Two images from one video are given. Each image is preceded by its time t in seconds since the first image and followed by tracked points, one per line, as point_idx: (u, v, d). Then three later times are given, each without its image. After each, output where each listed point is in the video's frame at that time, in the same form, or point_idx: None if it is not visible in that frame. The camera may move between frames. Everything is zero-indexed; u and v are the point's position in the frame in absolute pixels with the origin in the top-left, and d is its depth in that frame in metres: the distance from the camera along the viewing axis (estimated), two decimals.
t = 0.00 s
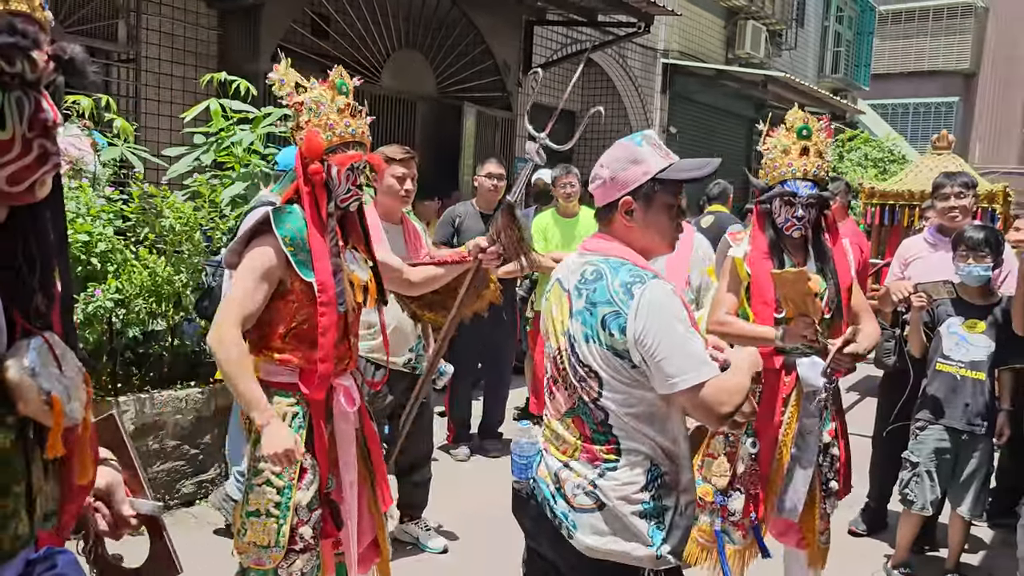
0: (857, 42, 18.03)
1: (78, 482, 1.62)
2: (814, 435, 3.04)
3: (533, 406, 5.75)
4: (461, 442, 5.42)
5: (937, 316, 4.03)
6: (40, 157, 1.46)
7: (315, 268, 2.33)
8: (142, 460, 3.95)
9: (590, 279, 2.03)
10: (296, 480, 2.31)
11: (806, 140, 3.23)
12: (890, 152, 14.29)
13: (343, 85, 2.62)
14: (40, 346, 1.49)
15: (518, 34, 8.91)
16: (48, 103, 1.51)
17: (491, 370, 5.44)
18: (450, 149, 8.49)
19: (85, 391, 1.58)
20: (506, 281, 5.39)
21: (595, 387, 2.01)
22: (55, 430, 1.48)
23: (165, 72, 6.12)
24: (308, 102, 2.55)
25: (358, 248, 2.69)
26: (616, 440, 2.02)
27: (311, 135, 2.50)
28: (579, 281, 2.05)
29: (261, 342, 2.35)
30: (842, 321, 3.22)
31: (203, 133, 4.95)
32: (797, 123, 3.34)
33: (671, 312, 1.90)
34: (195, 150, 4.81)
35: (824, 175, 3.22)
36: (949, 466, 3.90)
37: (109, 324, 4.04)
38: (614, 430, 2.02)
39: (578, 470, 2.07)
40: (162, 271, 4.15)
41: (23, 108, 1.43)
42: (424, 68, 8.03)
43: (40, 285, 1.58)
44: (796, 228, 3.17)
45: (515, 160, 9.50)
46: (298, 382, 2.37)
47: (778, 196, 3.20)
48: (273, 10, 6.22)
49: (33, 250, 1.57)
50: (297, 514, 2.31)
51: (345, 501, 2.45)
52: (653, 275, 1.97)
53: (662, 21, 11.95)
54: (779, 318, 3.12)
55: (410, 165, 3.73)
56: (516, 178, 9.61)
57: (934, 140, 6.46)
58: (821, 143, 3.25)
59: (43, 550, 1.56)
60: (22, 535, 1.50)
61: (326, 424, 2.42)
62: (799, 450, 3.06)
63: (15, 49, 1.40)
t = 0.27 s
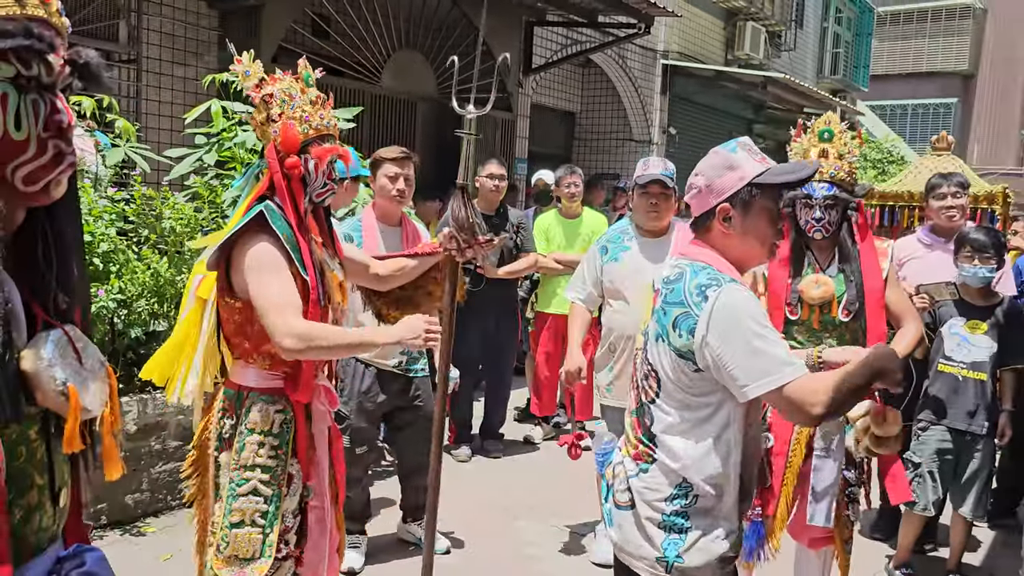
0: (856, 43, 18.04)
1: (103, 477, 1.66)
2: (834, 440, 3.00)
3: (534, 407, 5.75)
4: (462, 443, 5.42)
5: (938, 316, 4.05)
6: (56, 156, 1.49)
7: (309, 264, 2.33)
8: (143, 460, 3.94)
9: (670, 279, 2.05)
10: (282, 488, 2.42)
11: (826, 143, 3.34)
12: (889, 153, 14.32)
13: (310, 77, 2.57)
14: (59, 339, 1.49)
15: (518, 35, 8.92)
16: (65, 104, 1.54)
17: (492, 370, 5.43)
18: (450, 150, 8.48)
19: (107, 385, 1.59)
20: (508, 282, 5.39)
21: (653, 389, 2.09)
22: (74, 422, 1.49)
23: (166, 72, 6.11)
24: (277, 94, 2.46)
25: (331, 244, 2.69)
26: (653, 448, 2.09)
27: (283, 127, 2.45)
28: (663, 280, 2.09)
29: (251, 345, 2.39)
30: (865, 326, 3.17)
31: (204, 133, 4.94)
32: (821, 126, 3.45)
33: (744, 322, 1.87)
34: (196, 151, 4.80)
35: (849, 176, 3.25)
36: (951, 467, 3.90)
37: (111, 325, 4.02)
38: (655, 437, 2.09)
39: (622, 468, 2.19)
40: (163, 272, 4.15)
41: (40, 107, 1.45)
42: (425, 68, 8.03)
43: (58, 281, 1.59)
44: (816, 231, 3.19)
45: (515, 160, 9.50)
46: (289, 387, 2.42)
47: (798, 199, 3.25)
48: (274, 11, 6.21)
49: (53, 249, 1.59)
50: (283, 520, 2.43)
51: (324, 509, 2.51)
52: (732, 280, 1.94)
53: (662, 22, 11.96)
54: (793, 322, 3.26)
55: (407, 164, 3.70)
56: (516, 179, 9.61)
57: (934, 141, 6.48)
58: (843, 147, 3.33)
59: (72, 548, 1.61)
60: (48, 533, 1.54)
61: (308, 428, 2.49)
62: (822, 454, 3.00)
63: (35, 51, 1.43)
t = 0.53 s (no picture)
0: (850, 42, 18.09)
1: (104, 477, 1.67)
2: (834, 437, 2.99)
3: (529, 406, 5.76)
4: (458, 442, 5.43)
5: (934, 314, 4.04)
6: (57, 151, 1.49)
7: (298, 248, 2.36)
8: (139, 459, 3.94)
9: (762, 295, 2.16)
10: (277, 486, 2.42)
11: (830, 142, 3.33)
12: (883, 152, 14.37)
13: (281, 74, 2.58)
14: (59, 337, 1.50)
15: (513, 34, 8.93)
16: (65, 97, 1.54)
17: (489, 370, 5.45)
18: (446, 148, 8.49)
19: (105, 384, 1.61)
20: (504, 281, 5.40)
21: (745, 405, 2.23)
22: (73, 420, 1.50)
23: (161, 71, 6.10)
24: (248, 91, 2.47)
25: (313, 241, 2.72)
26: (744, 464, 2.22)
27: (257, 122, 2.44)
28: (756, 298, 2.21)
29: (240, 338, 2.40)
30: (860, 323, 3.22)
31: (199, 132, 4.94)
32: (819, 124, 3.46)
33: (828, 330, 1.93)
34: (191, 149, 4.80)
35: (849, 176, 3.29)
36: (946, 466, 3.93)
37: (106, 324, 4.02)
38: (746, 454, 2.22)
39: (720, 486, 2.32)
40: (159, 270, 4.16)
41: (43, 102, 1.46)
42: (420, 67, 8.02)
43: (57, 277, 1.59)
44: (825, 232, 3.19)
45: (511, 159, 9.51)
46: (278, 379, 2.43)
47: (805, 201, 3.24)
48: (269, 10, 6.18)
49: (51, 243, 1.58)
50: (280, 519, 2.43)
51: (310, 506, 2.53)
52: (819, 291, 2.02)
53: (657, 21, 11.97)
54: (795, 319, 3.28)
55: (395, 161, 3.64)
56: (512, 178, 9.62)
57: (927, 140, 6.51)
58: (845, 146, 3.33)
59: (78, 551, 1.60)
60: (55, 534, 1.54)
61: (298, 426, 2.51)
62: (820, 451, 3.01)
63: (38, 47, 1.44)
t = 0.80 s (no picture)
0: (840, 40, 18.15)
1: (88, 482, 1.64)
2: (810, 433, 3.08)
3: (519, 403, 5.77)
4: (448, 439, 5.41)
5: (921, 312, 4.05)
6: (54, 145, 1.47)
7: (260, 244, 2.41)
8: (126, 456, 3.93)
9: (832, 289, 2.14)
10: (258, 478, 2.43)
11: (806, 140, 3.33)
12: (871, 150, 14.44)
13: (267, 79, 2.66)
14: (49, 338, 1.46)
15: (503, 31, 8.93)
16: (61, 90, 1.51)
17: (478, 366, 5.44)
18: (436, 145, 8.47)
19: (94, 387, 1.58)
20: (493, 278, 5.40)
21: (814, 397, 2.20)
22: (59, 424, 1.47)
23: (149, 66, 6.05)
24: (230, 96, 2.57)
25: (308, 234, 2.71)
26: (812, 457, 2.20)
27: (235, 124, 2.54)
28: (825, 292, 2.18)
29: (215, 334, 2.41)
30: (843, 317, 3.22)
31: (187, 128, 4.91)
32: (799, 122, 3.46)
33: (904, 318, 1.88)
34: (179, 145, 4.77)
35: (826, 172, 3.31)
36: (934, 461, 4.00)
37: (93, 321, 4.00)
38: (815, 447, 2.19)
39: (786, 480, 2.30)
40: (147, 267, 4.13)
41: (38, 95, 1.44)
42: (409, 63, 8.01)
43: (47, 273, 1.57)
44: (797, 228, 3.28)
45: (501, 156, 9.50)
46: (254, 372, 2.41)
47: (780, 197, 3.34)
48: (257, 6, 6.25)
49: (43, 239, 1.56)
50: (262, 512, 2.44)
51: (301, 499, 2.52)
52: (892, 284, 1.99)
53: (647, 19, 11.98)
54: (774, 314, 3.28)
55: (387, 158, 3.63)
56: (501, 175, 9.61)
57: (914, 139, 6.55)
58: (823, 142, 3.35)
59: (65, 552, 1.62)
60: (42, 536, 1.53)
61: (283, 418, 2.51)
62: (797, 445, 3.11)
63: (34, 37, 1.42)
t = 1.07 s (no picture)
0: (827, 37, 18.20)
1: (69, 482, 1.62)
2: (769, 428, 3.18)
3: (506, 398, 5.78)
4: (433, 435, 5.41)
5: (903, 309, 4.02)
6: (33, 145, 1.44)
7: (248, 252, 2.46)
8: (109, 454, 3.91)
9: (912, 296, 1.96)
10: (222, 462, 2.42)
11: (770, 137, 3.30)
12: (858, 147, 14.50)
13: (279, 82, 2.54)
14: (30, 340, 1.48)
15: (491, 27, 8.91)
16: (43, 92, 1.48)
17: (464, 363, 5.44)
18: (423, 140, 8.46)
19: (76, 388, 1.57)
20: (479, 274, 5.39)
21: (902, 412, 1.98)
22: (42, 424, 1.46)
23: (133, 60, 6.01)
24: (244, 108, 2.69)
25: (300, 234, 2.58)
26: (903, 478, 1.99)
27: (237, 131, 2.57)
28: (897, 298, 2.00)
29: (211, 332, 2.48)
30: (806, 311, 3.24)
31: (171, 123, 4.88)
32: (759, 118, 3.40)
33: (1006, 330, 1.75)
34: (163, 141, 4.73)
35: (792, 168, 3.30)
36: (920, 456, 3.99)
37: (75, 317, 3.98)
38: (905, 466, 1.99)
39: (860, 502, 2.10)
40: (130, 263, 4.10)
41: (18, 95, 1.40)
42: (397, 59, 7.98)
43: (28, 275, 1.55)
44: (766, 225, 3.27)
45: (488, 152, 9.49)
46: (239, 368, 2.46)
47: (746, 195, 3.30)
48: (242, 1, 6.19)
49: (23, 240, 1.53)
50: (221, 498, 2.41)
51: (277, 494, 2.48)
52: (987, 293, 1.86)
53: (635, 15, 11.97)
54: (735, 309, 3.28)
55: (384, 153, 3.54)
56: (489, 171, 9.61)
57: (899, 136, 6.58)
58: (785, 138, 3.33)
59: (48, 555, 1.61)
60: (23, 539, 1.52)
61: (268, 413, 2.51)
62: (757, 438, 3.20)
63: (14, 40, 1.40)
